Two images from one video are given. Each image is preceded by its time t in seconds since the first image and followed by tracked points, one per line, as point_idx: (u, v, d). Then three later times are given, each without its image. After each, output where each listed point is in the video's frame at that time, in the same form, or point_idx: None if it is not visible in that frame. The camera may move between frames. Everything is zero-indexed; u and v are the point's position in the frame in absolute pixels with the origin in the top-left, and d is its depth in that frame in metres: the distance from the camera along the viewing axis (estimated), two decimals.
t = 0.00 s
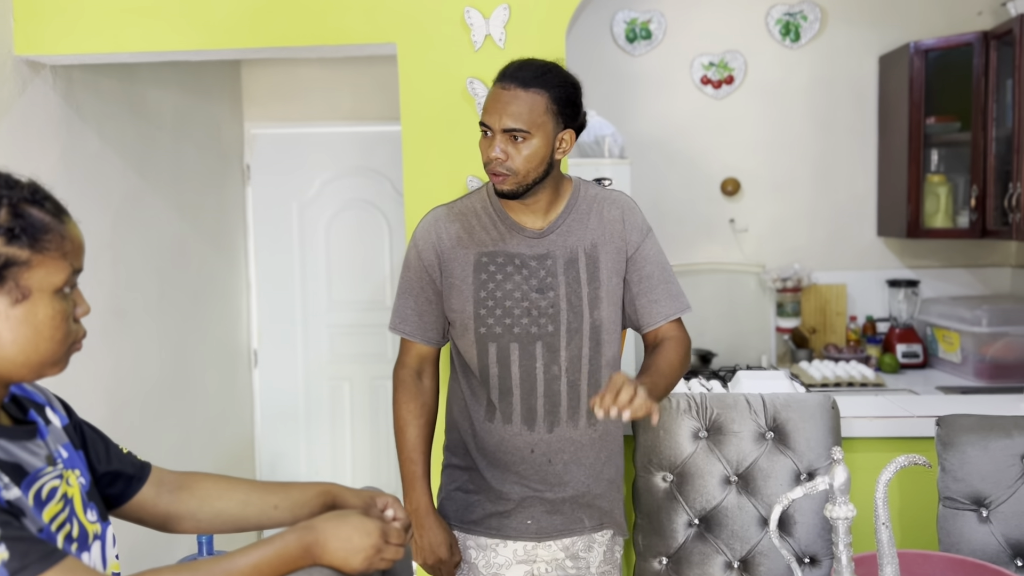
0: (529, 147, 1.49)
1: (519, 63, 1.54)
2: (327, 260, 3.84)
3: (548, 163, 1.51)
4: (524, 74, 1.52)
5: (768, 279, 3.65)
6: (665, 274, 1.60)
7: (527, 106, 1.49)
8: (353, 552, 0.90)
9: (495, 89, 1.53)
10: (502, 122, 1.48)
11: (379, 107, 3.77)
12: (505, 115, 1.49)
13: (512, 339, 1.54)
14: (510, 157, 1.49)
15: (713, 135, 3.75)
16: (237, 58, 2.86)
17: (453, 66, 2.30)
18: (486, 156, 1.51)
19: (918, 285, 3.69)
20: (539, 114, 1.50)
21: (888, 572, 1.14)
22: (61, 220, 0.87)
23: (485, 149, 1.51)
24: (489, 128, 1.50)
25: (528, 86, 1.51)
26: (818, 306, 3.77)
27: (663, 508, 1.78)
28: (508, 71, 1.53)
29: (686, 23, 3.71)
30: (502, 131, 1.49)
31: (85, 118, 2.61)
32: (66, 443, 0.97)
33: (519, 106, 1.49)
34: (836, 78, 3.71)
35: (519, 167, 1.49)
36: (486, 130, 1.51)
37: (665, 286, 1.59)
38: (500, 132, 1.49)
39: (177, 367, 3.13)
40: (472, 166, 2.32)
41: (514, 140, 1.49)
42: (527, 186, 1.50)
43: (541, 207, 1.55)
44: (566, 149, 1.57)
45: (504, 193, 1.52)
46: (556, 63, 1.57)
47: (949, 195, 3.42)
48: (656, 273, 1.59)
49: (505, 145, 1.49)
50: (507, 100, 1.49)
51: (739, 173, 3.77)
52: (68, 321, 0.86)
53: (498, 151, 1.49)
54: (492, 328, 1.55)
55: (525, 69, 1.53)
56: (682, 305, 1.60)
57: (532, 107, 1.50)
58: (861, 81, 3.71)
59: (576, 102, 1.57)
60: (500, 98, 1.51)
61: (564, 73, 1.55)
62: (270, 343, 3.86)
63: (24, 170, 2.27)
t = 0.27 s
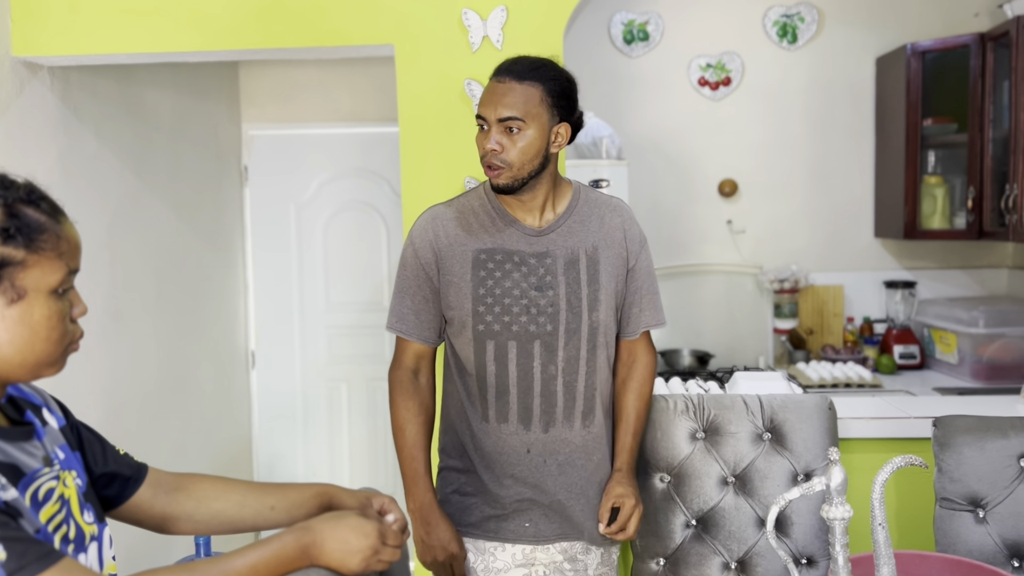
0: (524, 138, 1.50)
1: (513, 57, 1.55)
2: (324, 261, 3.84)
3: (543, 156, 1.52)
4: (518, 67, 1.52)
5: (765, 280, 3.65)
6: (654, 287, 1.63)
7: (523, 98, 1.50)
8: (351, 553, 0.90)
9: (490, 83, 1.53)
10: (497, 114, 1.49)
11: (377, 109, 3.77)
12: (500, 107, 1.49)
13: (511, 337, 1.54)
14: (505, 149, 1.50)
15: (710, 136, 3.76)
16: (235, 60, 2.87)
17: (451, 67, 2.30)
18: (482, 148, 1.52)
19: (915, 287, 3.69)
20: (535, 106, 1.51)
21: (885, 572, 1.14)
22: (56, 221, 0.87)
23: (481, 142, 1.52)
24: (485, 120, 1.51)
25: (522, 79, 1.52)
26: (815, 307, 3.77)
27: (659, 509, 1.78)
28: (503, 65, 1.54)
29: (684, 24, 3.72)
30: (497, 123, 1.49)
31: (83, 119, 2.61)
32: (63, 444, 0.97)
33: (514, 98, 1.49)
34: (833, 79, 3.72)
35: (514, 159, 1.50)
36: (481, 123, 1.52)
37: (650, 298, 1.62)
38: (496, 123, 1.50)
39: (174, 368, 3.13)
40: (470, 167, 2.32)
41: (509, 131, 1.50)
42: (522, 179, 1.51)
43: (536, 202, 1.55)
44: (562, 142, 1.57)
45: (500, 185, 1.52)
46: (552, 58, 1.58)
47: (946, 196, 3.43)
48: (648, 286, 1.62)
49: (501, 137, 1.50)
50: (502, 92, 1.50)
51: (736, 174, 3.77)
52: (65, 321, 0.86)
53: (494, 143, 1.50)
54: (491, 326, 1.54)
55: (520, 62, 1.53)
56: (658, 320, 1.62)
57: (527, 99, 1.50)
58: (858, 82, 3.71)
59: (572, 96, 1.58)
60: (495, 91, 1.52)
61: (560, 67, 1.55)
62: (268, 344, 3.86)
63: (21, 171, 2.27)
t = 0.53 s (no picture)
0: (526, 138, 1.50)
1: (506, 62, 1.56)
2: (322, 263, 3.84)
3: (544, 155, 1.53)
4: (513, 71, 1.54)
5: (763, 282, 3.68)
6: (656, 286, 1.64)
7: (522, 99, 1.51)
8: (348, 554, 0.90)
9: (486, 88, 1.54)
10: (496, 116, 1.50)
11: (374, 110, 3.77)
12: (500, 109, 1.50)
13: (512, 337, 1.54)
14: (508, 150, 1.50)
15: (707, 138, 3.76)
16: (232, 62, 2.87)
17: (448, 69, 2.30)
18: (484, 151, 1.52)
19: (912, 288, 3.70)
20: (535, 106, 1.51)
21: (881, 573, 1.14)
22: (58, 223, 0.87)
23: (482, 145, 1.52)
24: (485, 123, 1.51)
25: (518, 81, 1.53)
26: (812, 308, 3.78)
27: (657, 511, 1.78)
28: (496, 70, 1.55)
29: (681, 26, 3.72)
30: (498, 125, 1.50)
31: (81, 121, 2.61)
32: (59, 450, 0.97)
33: (513, 100, 1.50)
34: (830, 81, 3.72)
35: (517, 159, 1.50)
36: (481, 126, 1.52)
37: (652, 298, 1.63)
38: (496, 125, 1.50)
39: (172, 370, 3.12)
40: (467, 168, 2.33)
41: (510, 132, 1.50)
42: (527, 181, 1.52)
43: (538, 204, 1.56)
44: (560, 141, 1.58)
45: (505, 188, 1.52)
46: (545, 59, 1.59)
47: (943, 198, 3.43)
48: (649, 283, 1.63)
49: (503, 139, 1.50)
50: (501, 95, 1.51)
51: (733, 175, 3.78)
52: (66, 324, 0.86)
53: (496, 145, 1.50)
54: (491, 326, 1.55)
55: (513, 66, 1.54)
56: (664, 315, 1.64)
57: (525, 100, 1.51)
58: (855, 84, 3.72)
59: (567, 94, 1.58)
60: (492, 94, 1.52)
61: (555, 67, 1.56)
62: (265, 346, 3.86)
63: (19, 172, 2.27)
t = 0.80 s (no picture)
0: (524, 147, 1.50)
1: (513, 66, 1.55)
2: (320, 263, 3.84)
3: (542, 164, 1.53)
4: (518, 78, 1.53)
5: (760, 283, 3.66)
6: (654, 288, 1.63)
7: (524, 107, 1.51)
8: (347, 553, 0.90)
9: (490, 92, 1.54)
10: (497, 122, 1.50)
11: (373, 111, 3.77)
12: (501, 116, 1.50)
13: (502, 335, 1.54)
14: (507, 158, 1.50)
15: (705, 139, 3.77)
16: (231, 63, 2.87)
17: (446, 70, 2.31)
18: (482, 156, 1.52)
19: (909, 289, 3.71)
20: (536, 115, 1.51)
21: (879, 573, 1.14)
22: (71, 230, 0.87)
23: (481, 150, 1.53)
24: (485, 129, 1.51)
25: (522, 88, 1.52)
26: (810, 309, 3.79)
27: (654, 511, 1.78)
28: (502, 74, 1.54)
29: (679, 28, 3.73)
30: (498, 131, 1.50)
31: (79, 122, 2.61)
32: (72, 449, 0.97)
33: (514, 107, 1.50)
34: (828, 82, 3.73)
35: (515, 167, 1.50)
36: (481, 131, 1.52)
37: (648, 301, 1.62)
38: (496, 132, 1.50)
39: (170, 371, 3.12)
40: (466, 169, 2.33)
41: (510, 140, 1.50)
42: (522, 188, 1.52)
43: (535, 206, 1.56)
44: (560, 151, 1.58)
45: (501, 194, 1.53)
46: (549, 66, 1.59)
47: (940, 199, 3.43)
48: (646, 287, 1.62)
49: (502, 146, 1.50)
50: (503, 102, 1.51)
51: (731, 176, 3.78)
52: (74, 331, 0.86)
53: (495, 151, 1.50)
54: (483, 323, 1.55)
55: (519, 72, 1.54)
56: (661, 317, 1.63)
57: (527, 109, 1.51)
58: (853, 86, 3.73)
59: (570, 104, 1.58)
60: (495, 100, 1.52)
61: (559, 77, 1.56)
62: (263, 347, 3.86)
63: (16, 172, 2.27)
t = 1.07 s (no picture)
0: (523, 137, 1.51)
1: (509, 61, 1.57)
2: (318, 264, 3.84)
3: (542, 155, 1.53)
4: (514, 69, 1.55)
5: (759, 285, 3.66)
6: (648, 299, 1.62)
7: (521, 99, 1.51)
8: (349, 553, 0.90)
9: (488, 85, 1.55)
10: (495, 114, 1.50)
11: (370, 112, 3.77)
12: (498, 107, 1.51)
13: (502, 336, 1.54)
14: (505, 148, 1.51)
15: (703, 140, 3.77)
16: (228, 64, 2.87)
17: (446, 70, 2.31)
18: (481, 148, 1.53)
19: (907, 289, 3.70)
20: (533, 106, 1.52)
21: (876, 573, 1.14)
22: (91, 228, 0.87)
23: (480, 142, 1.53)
24: (483, 121, 1.52)
25: (518, 80, 1.54)
26: (808, 310, 3.79)
27: (653, 511, 1.79)
28: (499, 68, 1.56)
29: (677, 29, 3.73)
30: (496, 123, 1.51)
31: (77, 123, 2.62)
32: (97, 441, 0.99)
33: (511, 99, 1.51)
34: (825, 83, 3.73)
35: (513, 158, 1.51)
36: (480, 123, 1.53)
37: (639, 310, 1.60)
38: (494, 123, 1.51)
39: (168, 372, 3.12)
40: (465, 170, 2.33)
41: (508, 130, 1.50)
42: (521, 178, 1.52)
43: (534, 204, 1.56)
44: (559, 143, 1.58)
45: (499, 185, 1.53)
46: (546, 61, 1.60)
47: (938, 200, 3.44)
48: (641, 296, 1.61)
49: (501, 137, 1.51)
50: (500, 94, 1.52)
51: (729, 177, 3.79)
52: (92, 327, 0.86)
53: (494, 142, 1.51)
54: (483, 324, 1.55)
55: (516, 64, 1.55)
56: (653, 333, 1.61)
57: (524, 100, 1.52)
58: (850, 87, 3.73)
59: (568, 96, 1.59)
60: (493, 92, 1.53)
61: (556, 68, 1.58)
62: (261, 349, 3.86)
63: (13, 171, 2.27)
